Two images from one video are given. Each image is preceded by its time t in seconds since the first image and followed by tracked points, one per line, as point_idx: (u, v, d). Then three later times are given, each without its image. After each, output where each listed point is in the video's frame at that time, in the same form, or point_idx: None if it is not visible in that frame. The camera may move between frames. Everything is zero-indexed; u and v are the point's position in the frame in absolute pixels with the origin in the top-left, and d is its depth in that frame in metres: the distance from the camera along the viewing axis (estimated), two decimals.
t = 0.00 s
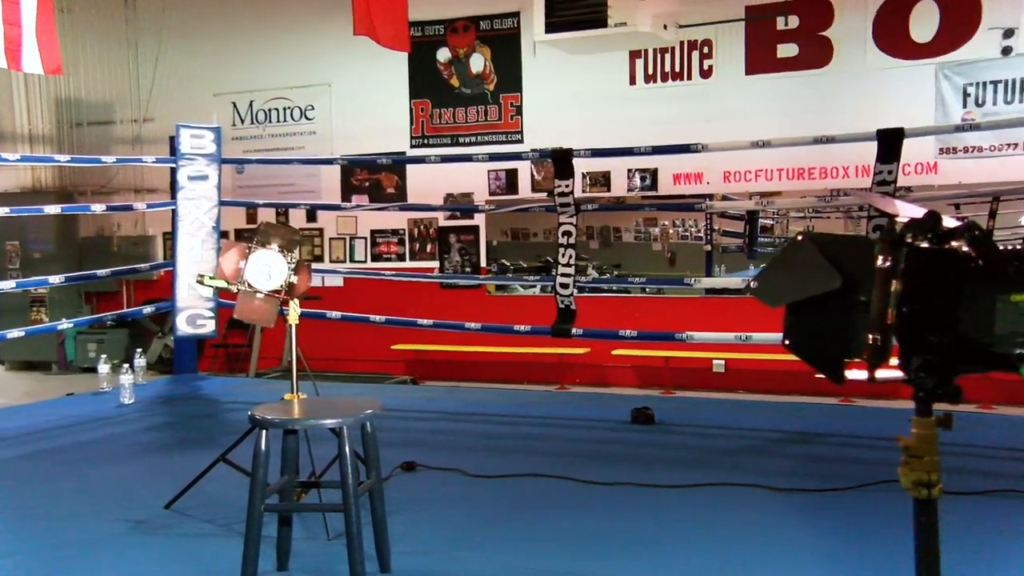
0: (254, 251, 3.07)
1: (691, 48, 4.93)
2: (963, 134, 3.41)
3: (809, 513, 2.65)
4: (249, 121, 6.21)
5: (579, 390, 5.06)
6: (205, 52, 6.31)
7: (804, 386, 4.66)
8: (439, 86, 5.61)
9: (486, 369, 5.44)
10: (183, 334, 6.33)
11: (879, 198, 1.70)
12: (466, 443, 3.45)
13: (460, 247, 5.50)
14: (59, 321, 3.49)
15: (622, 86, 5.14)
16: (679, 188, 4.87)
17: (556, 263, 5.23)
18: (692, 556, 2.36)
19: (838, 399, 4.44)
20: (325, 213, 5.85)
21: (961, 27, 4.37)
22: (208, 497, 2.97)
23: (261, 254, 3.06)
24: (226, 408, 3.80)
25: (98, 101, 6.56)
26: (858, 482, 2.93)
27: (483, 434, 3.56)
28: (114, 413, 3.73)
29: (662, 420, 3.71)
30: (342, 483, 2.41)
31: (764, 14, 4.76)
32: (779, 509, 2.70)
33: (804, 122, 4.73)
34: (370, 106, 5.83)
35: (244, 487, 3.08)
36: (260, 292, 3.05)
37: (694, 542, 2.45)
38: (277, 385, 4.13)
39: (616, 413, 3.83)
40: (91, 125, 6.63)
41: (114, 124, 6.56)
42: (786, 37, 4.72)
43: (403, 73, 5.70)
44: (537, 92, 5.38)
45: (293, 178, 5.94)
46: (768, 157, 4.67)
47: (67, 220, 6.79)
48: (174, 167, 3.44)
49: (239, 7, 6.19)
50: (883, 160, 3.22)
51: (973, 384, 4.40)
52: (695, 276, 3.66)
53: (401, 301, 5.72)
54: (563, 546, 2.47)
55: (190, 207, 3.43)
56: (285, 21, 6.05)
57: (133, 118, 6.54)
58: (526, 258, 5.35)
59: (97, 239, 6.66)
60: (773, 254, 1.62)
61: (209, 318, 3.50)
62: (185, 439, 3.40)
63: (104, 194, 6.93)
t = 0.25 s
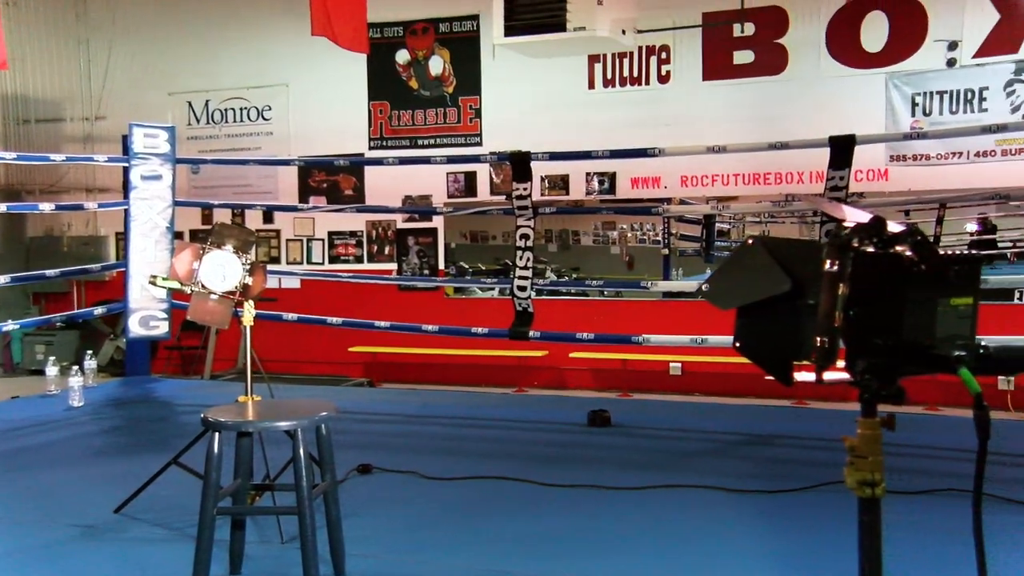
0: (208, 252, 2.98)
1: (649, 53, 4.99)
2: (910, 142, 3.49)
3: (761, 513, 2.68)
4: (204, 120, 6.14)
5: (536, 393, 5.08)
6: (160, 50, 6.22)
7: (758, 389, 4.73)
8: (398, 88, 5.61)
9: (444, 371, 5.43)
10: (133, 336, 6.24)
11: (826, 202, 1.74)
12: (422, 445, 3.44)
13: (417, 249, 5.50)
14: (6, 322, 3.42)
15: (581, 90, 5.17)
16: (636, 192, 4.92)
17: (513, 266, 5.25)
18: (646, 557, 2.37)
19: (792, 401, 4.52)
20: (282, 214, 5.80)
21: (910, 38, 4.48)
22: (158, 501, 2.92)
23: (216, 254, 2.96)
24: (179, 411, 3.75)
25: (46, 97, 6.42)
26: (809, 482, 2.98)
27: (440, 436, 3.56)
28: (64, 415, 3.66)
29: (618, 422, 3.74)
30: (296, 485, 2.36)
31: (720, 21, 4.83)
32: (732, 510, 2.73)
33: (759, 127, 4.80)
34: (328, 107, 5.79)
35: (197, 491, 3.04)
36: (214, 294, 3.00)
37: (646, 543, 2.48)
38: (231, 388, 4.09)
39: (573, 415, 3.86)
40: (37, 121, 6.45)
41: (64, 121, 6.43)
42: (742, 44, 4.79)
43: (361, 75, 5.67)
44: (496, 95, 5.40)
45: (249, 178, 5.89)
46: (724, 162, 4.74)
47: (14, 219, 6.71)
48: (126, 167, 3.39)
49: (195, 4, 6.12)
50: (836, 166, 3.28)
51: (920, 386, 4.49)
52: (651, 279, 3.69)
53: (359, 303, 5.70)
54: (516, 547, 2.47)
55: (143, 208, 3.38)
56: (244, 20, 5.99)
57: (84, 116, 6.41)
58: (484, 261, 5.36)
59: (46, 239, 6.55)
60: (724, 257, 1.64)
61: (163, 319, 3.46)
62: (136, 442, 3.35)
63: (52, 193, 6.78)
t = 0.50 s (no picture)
0: (150, 257, 2.78)
1: (598, 60, 5.04)
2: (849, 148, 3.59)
3: (708, 515, 2.73)
4: (148, 123, 6.03)
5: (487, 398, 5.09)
6: (103, 52, 6.10)
7: (706, 392, 4.80)
8: (347, 93, 5.58)
9: (395, 376, 5.41)
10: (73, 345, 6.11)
11: (768, 206, 1.78)
12: (372, 451, 3.43)
13: (367, 255, 5.47)
14: None
15: (530, 95, 5.20)
16: (586, 198, 4.96)
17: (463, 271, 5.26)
18: (594, 559, 2.39)
19: (739, 403, 4.60)
20: (229, 219, 5.72)
21: (851, 47, 4.60)
22: (100, 511, 2.87)
23: (159, 259, 2.78)
24: (122, 420, 3.68)
25: None
26: (754, 483, 3.03)
27: (390, 442, 3.55)
28: (1, 425, 3.57)
29: (568, 426, 3.77)
30: (241, 494, 2.30)
31: (667, 28, 4.90)
32: (679, 511, 2.77)
33: (706, 133, 4.88)
34: (276, 111, 5.74)
35: (140, 500, 2.99)
36: (159, 300, 2.79)
37: (594, 545, 2.50)
38: (176, 395, 4.03)
39: (524, 420, 3.87)
40: None
41: None
42: (689, 50, 4.87)
43: (310, 79, 5.64)
44: (446, 100, 5.40)
45: (195, 183, 5.81)
46: (672, 168, 4.81)
47: None
48: (67, 170, 3.32)
49: (138, 6, 6.01)
50: (780, 171, 3.35)
51: (860, 388, 4.60)
52: (601, 284, 3.71)
53: (308, 308, 5.66)
54: (465, 552, 2.47)
55: (84, 212, 3.31)
56: (189, 22, 5.90)
57: (21, 118, 6.25)
58: (435, 266, 5.36)
59: None
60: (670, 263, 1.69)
61: (105, 326, 3.39)
62: (77, 451, 3.28)
63: None
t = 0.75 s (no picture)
0: (99, 257, 2.67)
1: (555, 60, 5.07)
2: (800, 149, 3.65)
3: (665, 512, 2.75)
4: (98, 122, 5.92)
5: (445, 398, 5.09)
6: (50, 49, 5.98)
7: (663, 390, 4.85)
8: (304, 93, 5.55)
9: (354, 377, 5.38)
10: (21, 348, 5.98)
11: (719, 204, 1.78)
12: (329, 452, 3.41)
13: (324, 255, 5.43)
14: None
15: (487, 95, 5.21)
16: (543, 198, 4.99)
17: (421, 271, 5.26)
18: (551, 557, 2.40)
19: (696, 401, 4.66)
20: (183, 220, 5.65)
21: (803, 50, 4.69)
22: (49, 517, 2.81)
23: (110, 259, 2.67)
24: (72, 424, 3.62)
25: None
26: (709, 480, 3.07)
27: (348, 443, 3.53)
28: None
29: (526, 425, 3.79)
30: (195, 496, 2.25)
31: (624, 30, 4.95)
32: (636, 508, 2.79)
33: (662, 134, 4.94)
34: (231, 111, 5.68)
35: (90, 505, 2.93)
36: (109, 301, 2.66)
37: (552, 543, 2.51)
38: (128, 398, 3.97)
39: (482, 420, 3.88)
40: None
41: None
42: (645, 52, 4.92)
43: (265, 78, 5.59)
44: (404, 100, 5.40)
45: (148, 184, 5.72)
46: (629, 169, 4.85)
47: None
48: (12, 169, 3.25)
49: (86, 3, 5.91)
50: (735, 171, 3.39)
51: (812, 385, 4.67)
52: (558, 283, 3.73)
53: (266, 309, 5.62)
54: (422, 551, 2.46)
55: (30, 212, 3.25)
56: (139, 20, 5.81)
57: None
58: (393, 266, 5.35)
59: None
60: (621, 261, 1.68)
61: (54, 328, 3.34)
62: (25, 456, 3.21)
63: None
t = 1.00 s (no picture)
0: (61, 249, 2.59)
1: (524, 52, 5.07)
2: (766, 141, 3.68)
3: (634, 503, 2.77)
4: (59, 112, 5.81)
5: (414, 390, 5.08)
6: (8, 36, 5.85)
7: (632, 381, 4.88)
8: (271, 83, 5.50)
9: (322, 369, 5.35)
10: None
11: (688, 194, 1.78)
12: (298, 445, 3.39)
13: (292, 247, 5.39)
14: None
15: (456, 87, 5.20)
16: (512, 189, 5.00)
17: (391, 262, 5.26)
18: (521, 549, 2.40)
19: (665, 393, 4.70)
20: (148, 211, 5.57)
21: (770, 43, 4.74)
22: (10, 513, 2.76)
23: (71, 251, 2.59)
24: (34, 418, 3.56)
25: None
26: (677, 471, 3.09)
27: (316, 436, 3.51)
28: None
29: (495, 417, 3.79)
30: (161, 489, 2.21)
31: (593, 22, 4.96)
32: (605, 500, 2.80)
33: (631, 126, 4.96)
34: (196, 101, 5.61)
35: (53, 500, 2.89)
36: (72, 292, 2.60)
37: (522, 535, 2.51)
38: (91, 391, 3.91)
39: (452, 412, 3.88)
40: None
41: None
42: (614, 44, 4.93)
43: (231, 67, 5.53)
44: (372, 92, 5.36)
45: (111, 174, 5.64)
46: (598, 161, 4.87)
47: None
48: None
49: None
50: (703, 163, 3.41)
51: (780, 376, 4.70)
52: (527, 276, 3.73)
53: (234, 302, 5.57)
54: (392, 544, 2.45)
55: None
56: (100, 7, 5.71)
57: None
58: (362, 258, 5.32)
59: None
60: (588, 251, 1.68)
61: (12, 321, 3.28)
62: None
63: None
